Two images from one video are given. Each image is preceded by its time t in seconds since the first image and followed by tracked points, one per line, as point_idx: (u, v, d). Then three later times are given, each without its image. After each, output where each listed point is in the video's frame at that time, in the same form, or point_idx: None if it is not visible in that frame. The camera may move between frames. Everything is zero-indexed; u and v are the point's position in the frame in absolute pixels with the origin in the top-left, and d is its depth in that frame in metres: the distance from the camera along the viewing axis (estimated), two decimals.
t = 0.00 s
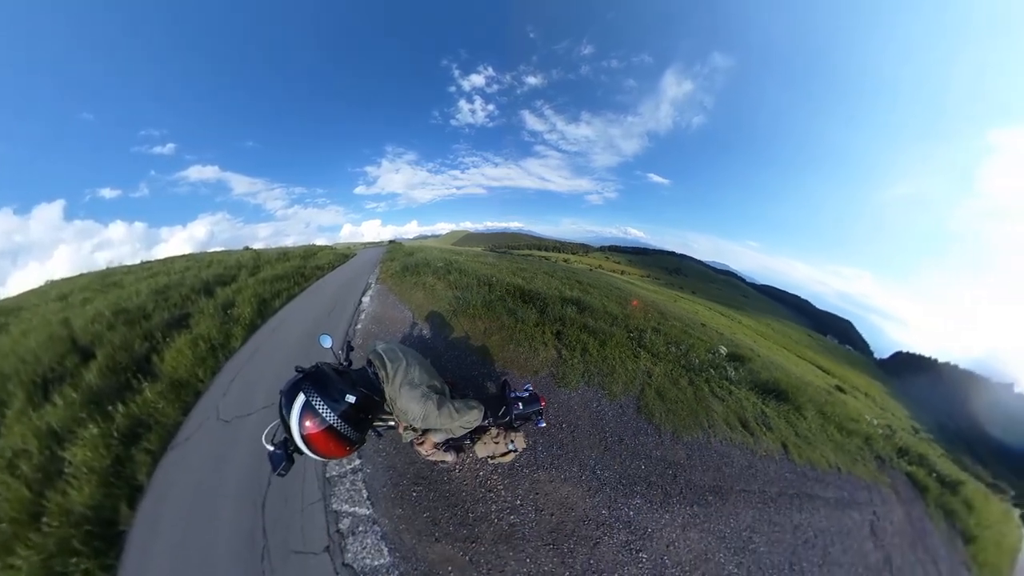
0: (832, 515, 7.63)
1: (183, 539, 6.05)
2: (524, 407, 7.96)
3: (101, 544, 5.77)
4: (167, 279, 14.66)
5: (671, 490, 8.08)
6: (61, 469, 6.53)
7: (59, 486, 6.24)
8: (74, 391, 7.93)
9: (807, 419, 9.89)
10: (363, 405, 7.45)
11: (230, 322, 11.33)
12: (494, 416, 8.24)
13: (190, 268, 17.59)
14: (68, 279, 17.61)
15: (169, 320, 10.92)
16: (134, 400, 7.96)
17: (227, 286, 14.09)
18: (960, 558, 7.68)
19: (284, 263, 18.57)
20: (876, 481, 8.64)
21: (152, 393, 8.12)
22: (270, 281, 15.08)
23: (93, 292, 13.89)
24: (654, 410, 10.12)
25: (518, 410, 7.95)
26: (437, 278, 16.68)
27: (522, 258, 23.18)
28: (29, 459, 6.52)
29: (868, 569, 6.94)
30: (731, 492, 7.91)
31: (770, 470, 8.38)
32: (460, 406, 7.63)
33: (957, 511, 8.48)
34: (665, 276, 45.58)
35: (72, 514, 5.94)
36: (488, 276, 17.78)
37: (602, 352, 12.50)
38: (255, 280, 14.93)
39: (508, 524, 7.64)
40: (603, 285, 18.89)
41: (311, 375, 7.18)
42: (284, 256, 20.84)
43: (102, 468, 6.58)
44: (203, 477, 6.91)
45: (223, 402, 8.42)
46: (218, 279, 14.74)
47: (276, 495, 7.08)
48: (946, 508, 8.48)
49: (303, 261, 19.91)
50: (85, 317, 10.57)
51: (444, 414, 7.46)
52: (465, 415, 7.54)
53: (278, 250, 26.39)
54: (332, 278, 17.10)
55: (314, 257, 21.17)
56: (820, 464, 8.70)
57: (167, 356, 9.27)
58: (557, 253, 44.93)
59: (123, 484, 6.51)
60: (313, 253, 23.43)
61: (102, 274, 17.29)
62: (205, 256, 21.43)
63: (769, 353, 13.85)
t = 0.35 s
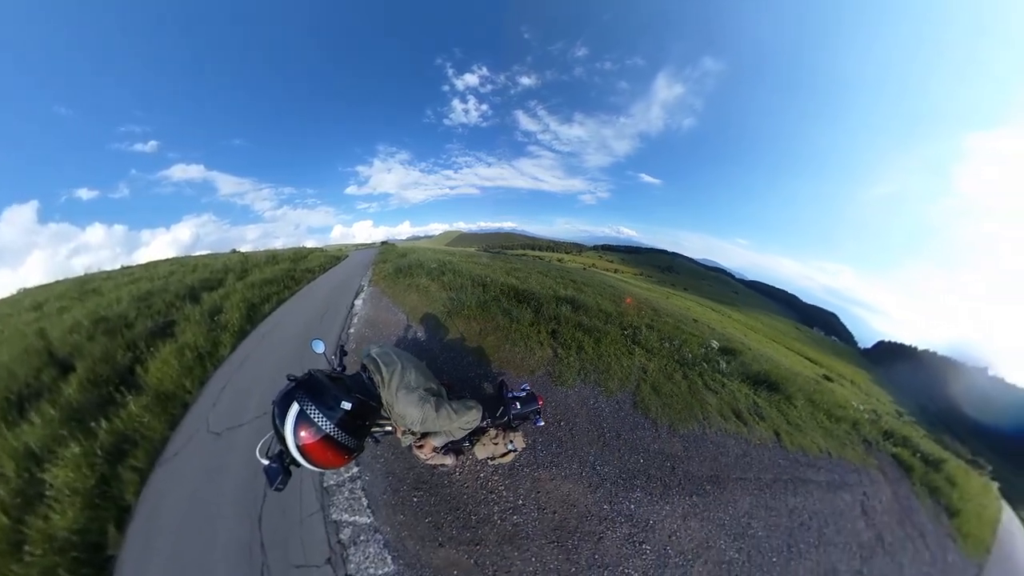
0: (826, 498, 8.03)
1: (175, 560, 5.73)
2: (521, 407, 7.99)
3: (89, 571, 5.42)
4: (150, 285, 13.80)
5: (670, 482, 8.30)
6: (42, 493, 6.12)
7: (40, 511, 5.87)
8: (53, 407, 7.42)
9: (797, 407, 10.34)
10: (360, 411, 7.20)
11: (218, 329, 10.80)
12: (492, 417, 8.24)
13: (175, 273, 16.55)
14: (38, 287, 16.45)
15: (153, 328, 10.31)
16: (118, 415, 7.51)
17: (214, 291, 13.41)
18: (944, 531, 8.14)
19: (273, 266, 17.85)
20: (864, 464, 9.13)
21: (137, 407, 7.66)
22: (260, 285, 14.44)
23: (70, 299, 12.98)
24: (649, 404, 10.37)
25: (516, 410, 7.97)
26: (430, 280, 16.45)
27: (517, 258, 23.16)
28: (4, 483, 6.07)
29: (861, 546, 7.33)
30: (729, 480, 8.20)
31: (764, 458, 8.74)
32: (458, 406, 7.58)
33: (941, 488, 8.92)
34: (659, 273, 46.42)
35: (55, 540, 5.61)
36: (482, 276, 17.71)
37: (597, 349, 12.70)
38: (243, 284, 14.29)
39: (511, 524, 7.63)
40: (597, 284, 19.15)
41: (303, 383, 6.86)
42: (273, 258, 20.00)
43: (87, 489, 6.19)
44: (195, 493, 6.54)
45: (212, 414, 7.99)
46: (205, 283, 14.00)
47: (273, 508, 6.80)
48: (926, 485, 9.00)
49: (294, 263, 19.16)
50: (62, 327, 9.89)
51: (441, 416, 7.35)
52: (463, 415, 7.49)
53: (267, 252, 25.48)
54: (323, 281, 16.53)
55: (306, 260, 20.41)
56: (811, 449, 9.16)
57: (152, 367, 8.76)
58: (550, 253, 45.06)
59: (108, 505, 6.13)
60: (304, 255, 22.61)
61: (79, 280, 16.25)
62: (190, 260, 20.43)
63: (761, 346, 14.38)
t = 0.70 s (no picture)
0: (819, 480, 8.51)
1: None
2: (519, 406, 7.97)
3: None
4: (129, 293, 12.89)
5: (668, 473, 8.57)
6: (19, 522, 5.60)
7: (18, 543, 5.36)
8: (25, 428, 6.79)
9: (786, 395, 10.86)
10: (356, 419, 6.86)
11: (204, 337, 10.19)
12: (490, 419, 8.23)
13: (156, 278, 15.47)
14: None
15: (134, 338, 9.65)
16: (99, 434, 6.96)
17: (199, 297, 12.67)
18: (922, 504, 8.75)
19: (262, 269, 17.06)
20: (850, 446, 9.70)
21: (119, 424, 7.12)
22: (248, 290, 13.75)
23: (44, 309, 11.98)
24: (645, 399, 10.64)
25: (514, 410, 7.96)
26: (423, 281, 16.19)
27: (510, 258, 23.14)
28: None
29: (852, 523, 7.80)
30: (725, 468, 8.54)
31: (757, 445, 9.15)
32: (455, 409, 7.44)
33: (924, 464, 9.69)
34: (650, 271, 47.47)
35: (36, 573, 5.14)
36: (475, 277, 17.60)
37: (592, 347, 12.92)
38: (229, 289, 13.56)
39: (515, 524, 7.63)
40: (590, 282, 19.45)
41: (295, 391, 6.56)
42: (260, 262, 19.12)
43: (69, 515, 5.73)
44: (186, 512, 6.14)
45: (201, 427, 7.52)
46: (188, 289, 13.21)
47: (271, 524, 6.48)
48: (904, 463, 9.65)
49: (283, 266, 18.38)
50: (33, 341, 9.09)
51: (439, 419, 7.20)
52: (461, 417, 7.32)
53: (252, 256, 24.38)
54: (312, 284, 15.92)
55: (295, 263, 19.62)
56: (801, 435, 9.66)
57: (134, 380, 8.16)
58: (540, 253, 45.32)
59: (93, 531, 5.69)
60: (293, 258, 21.73)
61: (50, 288, 15.05)
62: (171, 265, 19.31)
63: (750, 339, 15.00)
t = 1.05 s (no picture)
0: (811, 465, 8.95)
1: None
2: (516, 406, 8.00)
3: None
4: (108, 300, 12.05)
5: (666, 465, 8.81)
6: None
7: None
8: None
9: (776, 385, 11.32)
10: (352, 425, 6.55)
11: (190, 345, 9.65)
12: (489, 420, 8.15)
13: (138, 284, 14.48)
14: None
15: (116, 349, 9.06)
16: (82, 453, 6.46)
17: (184, 303, 12.00)
18: (909, 483, 9.21)
19: (251, 273, 16.32)
20: (836, 432, 10.21)
21: (103, 440, 6.63)
22: (235, 295, 13.11)
23: (17, 318, 11.05)
24: (640, 394, 10.88)
25: (511, 410, 7.96)
26: (417, 283, 15.93)
27: (504, 258, 23.10)
28: None
29: (844, 504, 8.20)
30: (721, 458, 8.85)
31: (750, 434, 9.53)
32: (453, 412, 7.25)
33: (910, 445, 10.22)
34: (643, 269, 48.37)
35: None
36: (469, 278, 17.46)
37: (587, 345, 13.09)
38: (216, 294, 12.90)
39: (518, 524, 7.64)
40: (584, 281, 19.66)
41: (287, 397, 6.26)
42: (248, 265, 18.26)
43: (54, 541, 5.30)
44: (179, 531, 5.80)
45: (191, 441, 7.13)
46: (173, 295, 12.51)
47: (269, 538, 6.23)
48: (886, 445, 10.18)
49: (272, 270, 17.65)
50: (4, 354, 8.34)
51: (436, 422, 7.01)
52: (459, 421, 7.13)
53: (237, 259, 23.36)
54: (303, 287, 15.37)
55: (285, 266, 18.87)
56: (792, 423, 10.11)
57: (117, 393, 7.63)
58: (532, 252, 45.44)
59: (81, 557, 5.27)
60: (283, 261, 20.92)
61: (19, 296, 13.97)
62: (151, 270, 18.25)
63: (740, 333, 15.55)
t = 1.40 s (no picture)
0: (801, 450, 9.45)
1: None
2: (514, 406, 8.01)
3: None
4: (84, 310, 11.26)
5: (664, 456, 9.07)
6: None
7: None
8: None
9: (766, 375, 11.85)
10: (347, 433, 6.26)
11: (175, 356, 9.15)
12: (486, 421, 8.10)
13: (117, 291, 13.59)
14: None
15: (94, 362, 8.50)
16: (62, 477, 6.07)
17: (167, 311, 11.36)
18: (894, 462, 9.88)
19: (238, 278, 15.55)
20: (822, 417, 10.78)
21: (84, 462, 6.26)
22: (222, 301, 12.47)
23: None
24: (636, 389, 11.14)
25: (509, 410, 7.95)
26: (410, 285, 15.64)
27: (497, 258, 23.03)
28: None
29: (836, 485, 8.68)
30: (716, 448, 9.19)
31: (743, 424, 9.95)
32: (450, 413, 7.01)
33: (892, 427, 10.98)
34: (634, 267, 49.41)
35: None
36: (463, 278, 17.29)
37: (582, 343, 13.27)
38: (201, 300, 12.24)
39: (522, 524, 7.65)
40: (578, 280, 19.88)
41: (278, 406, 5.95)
42: (234, 268, 17.42)
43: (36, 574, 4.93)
44: (171, 554, 5.44)
45: (181, 457, 6.70)
46: (155, 303, 11.81)
47: (267, 555, 5.96)
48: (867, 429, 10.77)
49: (260, 274, 16.92)
50: None
51: (434, 425, 6.77)
52: (456, 423, 6.91)
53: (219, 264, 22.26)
54: (293, 291, 14.79)
55: (274, 269, 18.14)
56: (782, 411, 10.63)
57: (97, 411, 7.21)
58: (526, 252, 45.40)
59: None
60: (272, 264, 20.10)
61: None
62: (126, 276, 17.15)
63: (730, 326, 16.14)
